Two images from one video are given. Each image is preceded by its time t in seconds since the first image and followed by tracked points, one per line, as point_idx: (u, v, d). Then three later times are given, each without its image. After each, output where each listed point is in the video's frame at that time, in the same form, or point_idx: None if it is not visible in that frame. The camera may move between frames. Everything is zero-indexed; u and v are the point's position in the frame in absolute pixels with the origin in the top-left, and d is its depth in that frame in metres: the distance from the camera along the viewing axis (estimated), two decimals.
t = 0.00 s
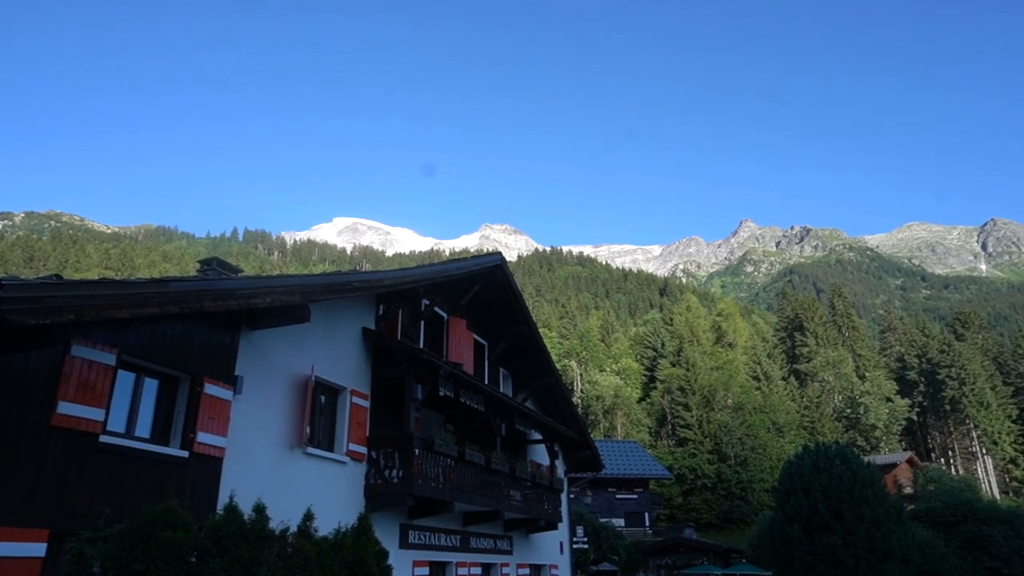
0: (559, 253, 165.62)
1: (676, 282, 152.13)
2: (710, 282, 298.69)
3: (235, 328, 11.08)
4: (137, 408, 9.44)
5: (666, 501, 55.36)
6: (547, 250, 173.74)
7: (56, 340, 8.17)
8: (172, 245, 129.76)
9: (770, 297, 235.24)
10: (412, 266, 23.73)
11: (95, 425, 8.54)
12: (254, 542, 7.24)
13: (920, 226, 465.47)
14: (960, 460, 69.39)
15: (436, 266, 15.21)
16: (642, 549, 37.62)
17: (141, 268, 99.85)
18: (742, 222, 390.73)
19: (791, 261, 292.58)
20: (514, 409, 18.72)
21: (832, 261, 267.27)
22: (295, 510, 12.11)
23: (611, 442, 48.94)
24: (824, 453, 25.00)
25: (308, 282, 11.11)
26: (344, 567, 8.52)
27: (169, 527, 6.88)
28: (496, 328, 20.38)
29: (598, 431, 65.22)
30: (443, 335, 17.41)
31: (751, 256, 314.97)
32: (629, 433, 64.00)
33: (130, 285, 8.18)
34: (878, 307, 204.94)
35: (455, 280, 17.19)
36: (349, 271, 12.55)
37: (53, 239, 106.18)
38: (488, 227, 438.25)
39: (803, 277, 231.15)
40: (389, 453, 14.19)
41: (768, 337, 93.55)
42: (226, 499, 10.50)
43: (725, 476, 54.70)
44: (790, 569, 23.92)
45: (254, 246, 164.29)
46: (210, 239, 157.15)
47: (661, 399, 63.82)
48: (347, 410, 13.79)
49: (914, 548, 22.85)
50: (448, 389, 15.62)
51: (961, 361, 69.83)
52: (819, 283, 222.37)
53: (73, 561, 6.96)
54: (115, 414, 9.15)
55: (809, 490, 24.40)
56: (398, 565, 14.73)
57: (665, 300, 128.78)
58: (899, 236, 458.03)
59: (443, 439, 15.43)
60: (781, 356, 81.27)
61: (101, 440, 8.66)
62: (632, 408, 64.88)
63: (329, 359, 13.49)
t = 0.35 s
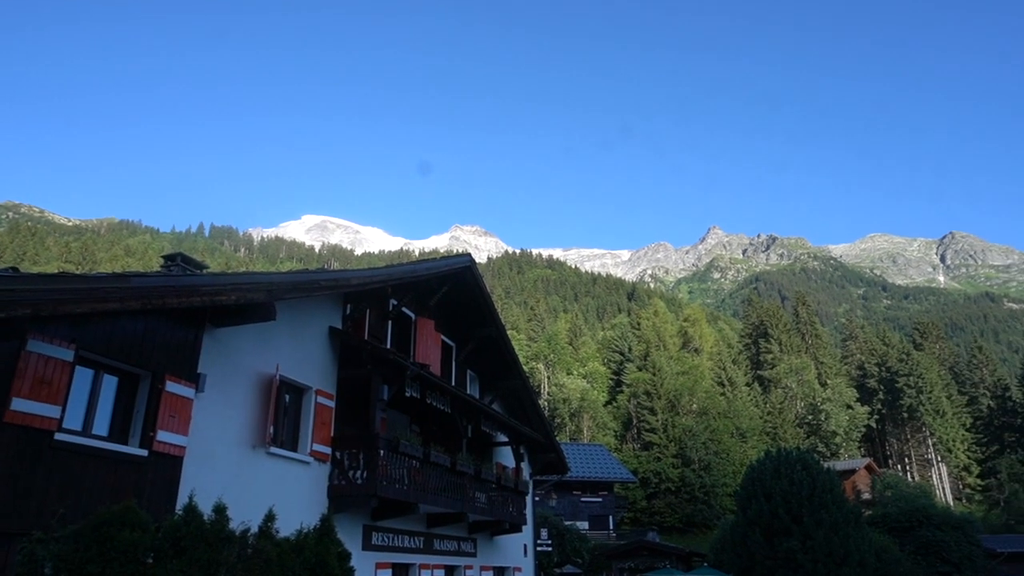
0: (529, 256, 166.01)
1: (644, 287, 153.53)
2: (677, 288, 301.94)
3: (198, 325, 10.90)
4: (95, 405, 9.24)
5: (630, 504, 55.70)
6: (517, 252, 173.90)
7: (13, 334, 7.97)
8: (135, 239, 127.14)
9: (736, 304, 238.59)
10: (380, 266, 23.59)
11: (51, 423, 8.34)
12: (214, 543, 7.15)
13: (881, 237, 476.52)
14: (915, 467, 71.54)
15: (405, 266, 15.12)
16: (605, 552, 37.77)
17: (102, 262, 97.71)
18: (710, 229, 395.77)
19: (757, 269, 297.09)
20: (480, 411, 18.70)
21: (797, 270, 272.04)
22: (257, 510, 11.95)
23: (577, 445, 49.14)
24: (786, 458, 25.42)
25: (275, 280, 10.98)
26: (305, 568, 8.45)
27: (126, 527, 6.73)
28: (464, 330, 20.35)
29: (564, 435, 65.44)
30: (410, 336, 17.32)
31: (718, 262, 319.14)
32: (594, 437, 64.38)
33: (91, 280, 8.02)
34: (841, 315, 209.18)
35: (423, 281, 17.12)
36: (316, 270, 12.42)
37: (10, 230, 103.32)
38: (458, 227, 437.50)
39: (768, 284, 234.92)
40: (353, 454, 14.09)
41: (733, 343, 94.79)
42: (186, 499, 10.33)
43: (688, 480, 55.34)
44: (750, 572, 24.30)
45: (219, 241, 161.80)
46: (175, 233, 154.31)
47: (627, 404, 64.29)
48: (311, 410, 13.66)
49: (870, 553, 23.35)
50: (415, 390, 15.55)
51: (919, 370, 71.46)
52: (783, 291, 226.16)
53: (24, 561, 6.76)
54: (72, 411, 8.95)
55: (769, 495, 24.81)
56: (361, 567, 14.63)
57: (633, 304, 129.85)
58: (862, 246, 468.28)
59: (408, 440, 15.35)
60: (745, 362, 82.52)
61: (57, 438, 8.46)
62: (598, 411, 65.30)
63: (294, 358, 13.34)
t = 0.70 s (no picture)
0: (500, 258, 165.98)
1: (614, 291, 154.41)
2: (646, 293, 304.59)
3: (162, 321, 10.72)
4: (52, 401, 9.03)
5: (595, 507, 55.89)
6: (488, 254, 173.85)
7: None
8: (98, 232, 124.31)
9: (703, 310, 241.39)
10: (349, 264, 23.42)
11: (7, 419, 8.14)
12: (173, 543, 7.05)
13: (846, 247, 486.20)
14: (874, 472, 73.35)
15: (375, 265, 14.98)
16: (570, 554, 37.83)
17: (63, 255, 95.39)
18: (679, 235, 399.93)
19: (725, 276, 300.79)
20: (448, 412, 18.66)
21: (764, 278, 276.17)
22: (218, 510, 11.75)
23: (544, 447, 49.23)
24: (750, 463, 25.76)
25: (242, 276, 10.80)
26: (266, 569, 8.35)
27: (82, 527, 6.55)
28: (433, 331, 20.29)
29: (531, 437, 65.52)
30: (379, 336, 17.21)
31: (687, 268, 322.56)
32: (561, 439, 64.59)
33: (51, 272, 7.83)
34: (806, 323, 212.68)
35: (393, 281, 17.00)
36: (285, 268, 12.27)
37: None
38: (430, 227, 436.00)
39: (736, 291, 238.03)
40: (318, 454, 13.95)
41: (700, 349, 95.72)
42: (145, 498, 10.13)
43: (654, 483, 55.82)
44: None
45: (186, 236, 159.18)
46: (140, 227, 151.29)
47: (595, 407, 64.60)
48: (276, 410, 13.48)
49: (829, 556, 23.76)
50: (382, 390, 15.45)
51: (879, 378, 72.74)
52: (750, 298, 229.23)
53: None
54: (28, 406, 8.71)
55: (733, 499, 25.14)
56: (324, 567, 14.48)
57: (603, 308, 130.53)
58: (827, 256, 477.07)
59: (374, 441, 15.25)
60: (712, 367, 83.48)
61: (11, 435, 8.23)
62: (566, 414, 65.53)
63: (260, 356, 13.17)
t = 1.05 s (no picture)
0: (471, 257, 165.66)
1: (584, 292, 155.10)
2: (616, 294, 306.75)
3: (125, 314, 10.50)
4: (8, 395, 8.79)
5: (562, 507, 56.13)
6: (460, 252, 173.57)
7: None
8: (60, 221, 121.29)
9: (672, 312, 243.94)
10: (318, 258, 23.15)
11: None
12: (132, 542, 6.95)
13: (812, 253, 494.74)
14: (834, 474, 74.71)
15: (345, 261, 14.84)
16: (536, 553, 37.92)
17: (23, 245, 92.99)
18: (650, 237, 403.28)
19: (694, 279, 304.03)
20: (416, 410, 18.57)
21: (731, 282, 279.85)
22: (178, 508, 11.54)
23: (511, 446, 49.25)
24: (714, 465, 26.08)
25: (208, 270, 10.62)
26: (227, 569, 8.23)
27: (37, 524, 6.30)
28: (403, 328, 20.17)
29: (499, 436, 65.54)
30: (347, 333, 17.07)
31: (657, 271, 325.50)
32: (529, 439, 64.68)
33: (10, 263, 7.61)
34: (772, 327, 215.81)
35: (363, 277, 16.85)
36: (252, 262, 12.06)
37: None
38: (401, 225, 434.29)
39: (704, 294, 240.88)
40: (283, 451, 13.79)
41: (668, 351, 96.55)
42: (103, 495, 9.91)
43: (620, 484, 56.23)
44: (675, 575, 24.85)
45: (151, 227, 156.46)
46: (103, 218, 147.92)
47: (564, 407, 64.85)
48: (241, 406, 13.28)
49: (790, 557, 24.19)
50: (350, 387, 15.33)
51: (842, 382, 74.07)
52: (718, 301, 232.09)
53: None
54: None
55: (697, 500, 25.41)
56: (287, 566, 14.31)
57: (573, 309, 131.04)
58: (793, 261, 484.96)
59: (341, 438, 15.12)
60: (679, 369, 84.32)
61: None
62: (534, 414, 65.67)
63: (225, 352, 12.95)
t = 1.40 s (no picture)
0: (440, 252, 165.10)
1: (553, 289, 155.67)
2: (585, 292, 308.60)
3: (84, 304, 10.27)
4: None
5: (528, 502, 56.40)
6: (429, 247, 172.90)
7: None
8: (17, 208, 117.91)
9: (639, 311, 246.14)
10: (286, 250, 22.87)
11: None
12: (87, 537, 6.84)
13: (777, 255, 502.94)
14: (795, 472, 76.13)
15: (312, 253, 14.67)
16: (500, 549, 38.01)
17: None
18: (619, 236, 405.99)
19: (662, 278, 306.91)
20: (382, 405, 18.48)
21: (698, 282, 283.15)
22: (137, 502, 11.34)
23: (477, 442, 49.27)
24: (678, 462, 26.40)
25: (171, 260, 10.42)
26: (187, 564, 8.14)
27: None
28: (370, 322, 20.04)
29: (466, 432, 65.50)
30: (314, 326, 16.90)
31: (626, 269, 328.22)
32: (496, 435, 64.79)
33: None
34: (737, 327, 218.98)
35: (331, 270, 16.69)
36: (216, 253, 11.86)
37: None
38: (371, 218, 431.17)
39: (672, 293, 243.44)
40: (246, 445, 13.63)
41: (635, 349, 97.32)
42: (58, 488, 9.70)
43: (586, 481, 56.62)
44: (638, 571, 25.13)
45: (114, 215, 153.37)
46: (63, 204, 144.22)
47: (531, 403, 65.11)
48: (204, 398, 13.09)
49: (750, 553, 24.67)
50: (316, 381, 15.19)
51: (804, 382, 75.49)
52: (685, 301, 234.74)
53: None
54: None
55: (661, 497, 25.71)
56: (248, 562, 14.14)
57: (542, 306, 131.47)
58: (759, 262, 492.38)
59: (306, 433, 14.98)
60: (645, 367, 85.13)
61: None
62: (501, 410, 65.78)
63: (187, 344, 12.73)
